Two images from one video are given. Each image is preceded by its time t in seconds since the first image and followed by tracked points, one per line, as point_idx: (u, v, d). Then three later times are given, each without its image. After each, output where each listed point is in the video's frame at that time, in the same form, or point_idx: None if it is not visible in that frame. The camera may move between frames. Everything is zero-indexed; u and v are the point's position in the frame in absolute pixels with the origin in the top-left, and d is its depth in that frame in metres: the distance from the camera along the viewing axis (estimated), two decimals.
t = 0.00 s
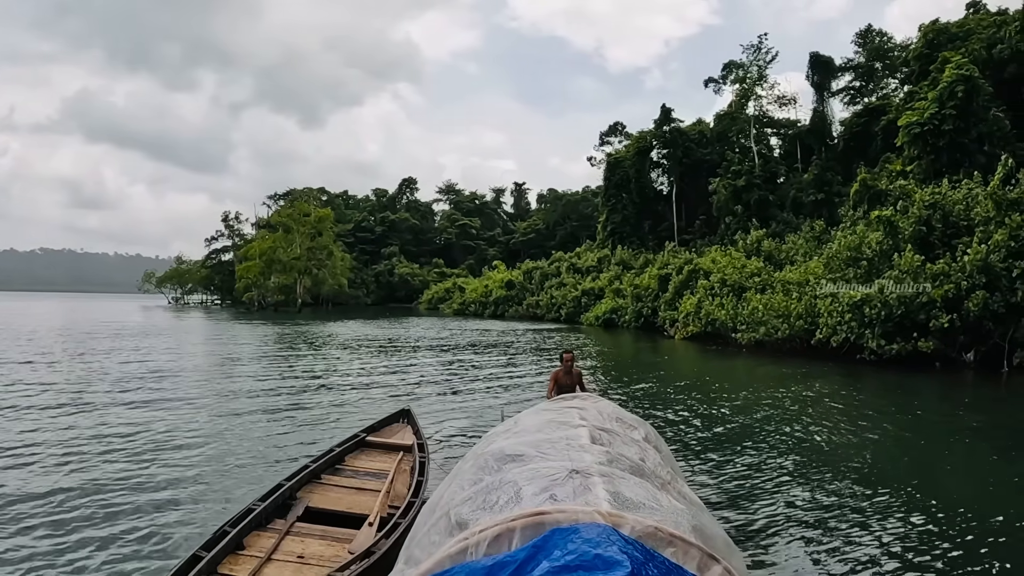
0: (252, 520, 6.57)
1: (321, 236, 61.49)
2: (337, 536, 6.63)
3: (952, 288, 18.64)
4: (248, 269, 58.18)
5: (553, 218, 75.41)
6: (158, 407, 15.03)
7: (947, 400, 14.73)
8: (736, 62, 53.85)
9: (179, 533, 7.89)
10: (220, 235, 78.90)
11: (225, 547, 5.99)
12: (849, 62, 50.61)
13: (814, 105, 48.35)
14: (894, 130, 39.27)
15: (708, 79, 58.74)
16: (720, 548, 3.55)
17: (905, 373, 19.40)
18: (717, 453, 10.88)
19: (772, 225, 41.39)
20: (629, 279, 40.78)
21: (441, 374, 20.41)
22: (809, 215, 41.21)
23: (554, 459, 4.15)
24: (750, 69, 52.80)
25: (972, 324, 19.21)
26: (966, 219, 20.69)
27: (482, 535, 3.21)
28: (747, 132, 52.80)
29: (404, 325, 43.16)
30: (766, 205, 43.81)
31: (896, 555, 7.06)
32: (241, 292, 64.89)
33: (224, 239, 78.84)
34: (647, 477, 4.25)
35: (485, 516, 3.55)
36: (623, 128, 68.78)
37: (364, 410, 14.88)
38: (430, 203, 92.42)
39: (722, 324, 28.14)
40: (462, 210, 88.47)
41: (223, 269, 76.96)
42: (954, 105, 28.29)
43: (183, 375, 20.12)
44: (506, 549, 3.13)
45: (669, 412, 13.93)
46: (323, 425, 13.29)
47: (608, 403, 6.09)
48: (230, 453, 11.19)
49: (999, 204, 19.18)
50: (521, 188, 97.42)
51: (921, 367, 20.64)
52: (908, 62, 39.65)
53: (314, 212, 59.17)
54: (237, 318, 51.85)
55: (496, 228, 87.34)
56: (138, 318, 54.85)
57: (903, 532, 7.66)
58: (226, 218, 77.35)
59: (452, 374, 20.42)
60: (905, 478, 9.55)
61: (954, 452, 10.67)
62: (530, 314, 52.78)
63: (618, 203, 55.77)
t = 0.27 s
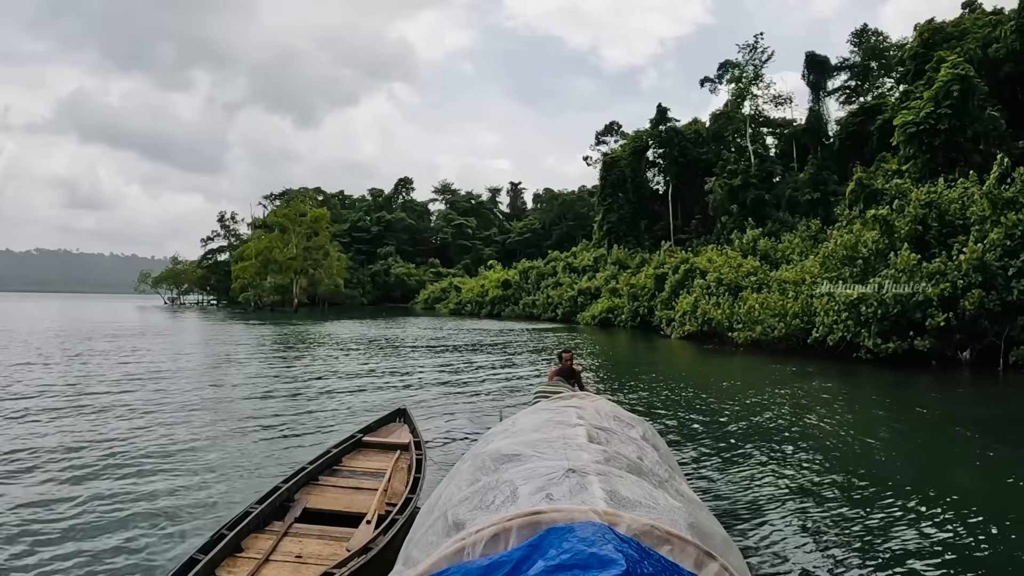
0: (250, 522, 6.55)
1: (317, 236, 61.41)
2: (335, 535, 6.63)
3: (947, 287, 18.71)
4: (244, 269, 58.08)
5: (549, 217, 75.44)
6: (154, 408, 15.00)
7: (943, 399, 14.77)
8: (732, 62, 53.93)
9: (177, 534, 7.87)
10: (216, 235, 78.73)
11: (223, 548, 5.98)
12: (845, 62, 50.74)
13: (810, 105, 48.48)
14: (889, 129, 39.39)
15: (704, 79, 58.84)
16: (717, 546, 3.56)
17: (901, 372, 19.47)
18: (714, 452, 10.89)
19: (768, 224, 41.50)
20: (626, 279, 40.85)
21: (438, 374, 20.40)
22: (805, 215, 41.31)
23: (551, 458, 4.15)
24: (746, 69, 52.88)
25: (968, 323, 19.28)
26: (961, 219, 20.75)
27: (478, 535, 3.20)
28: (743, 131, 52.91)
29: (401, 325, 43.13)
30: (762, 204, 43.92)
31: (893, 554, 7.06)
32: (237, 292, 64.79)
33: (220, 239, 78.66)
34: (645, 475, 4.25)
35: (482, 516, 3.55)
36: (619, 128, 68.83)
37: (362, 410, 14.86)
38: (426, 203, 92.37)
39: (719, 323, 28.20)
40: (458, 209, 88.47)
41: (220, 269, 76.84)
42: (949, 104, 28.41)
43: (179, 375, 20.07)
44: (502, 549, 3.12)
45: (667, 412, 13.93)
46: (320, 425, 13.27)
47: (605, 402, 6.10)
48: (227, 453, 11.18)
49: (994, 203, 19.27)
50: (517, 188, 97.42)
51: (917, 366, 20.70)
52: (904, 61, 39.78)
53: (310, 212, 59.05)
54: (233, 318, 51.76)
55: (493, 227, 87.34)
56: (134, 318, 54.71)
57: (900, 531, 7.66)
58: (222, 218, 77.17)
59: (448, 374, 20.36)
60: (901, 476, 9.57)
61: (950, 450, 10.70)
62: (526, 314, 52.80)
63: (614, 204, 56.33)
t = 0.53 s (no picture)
0: (249, 523, 6.53)
1: (313, 235, 61.27)
2: (334, 534, 6.61)
3: (944, 286, 18.78)
4: (241, 269, 57.94)
5: (545, 217, 75.47)
6: (151, 408, 14.96)
7: (940, 397, 14.81)
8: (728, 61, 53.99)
9: (175, 534, 7.83)
10: (212, 235, 78.51)
11: (223, 549, 5.96)
12: (841, 61, 50.85)
13: (806, 104, 48.57)
14: (885, 129, 39.48)
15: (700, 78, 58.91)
16: (720, 544, 3.56)
17: (897, 370, 19.53)
18: (713, 451, 10.90)
19: (765, 223, 41.59)
20: (622, 278, 40.88)
21: (436, 374, 20.38)
22: (801, 214, 41.40)
23: (552, 457, 4.15)
24: (742, 68, 52.95)
25: (965, 322, 19.35)
26: (958, 217, 20.82)
27: (482, 534, 3.20)
28: (739, 131, 53.00)
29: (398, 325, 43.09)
30: (758, 203, 44.00)
31: (893, 553, 7.07)
32: (233, 292, 64.63)
33: (216, 239, 78.46)
34: (647, 473, 4.25)
35: (486, 515, 3.54)
36: (616, 127, 68.88)
37: (360, 410, 14.84)
38: (422, 203, 92.30)
39: (715, 322, 28.25)
40: (454, 209, 88.43)
41: (216, 269, 76.67)
42: (945, 103, 28.52)
43: (176, 375, 20.02)
44: (505, 548, 3.12)
45: (665, 411, 13.95)
46: (318, 425, 13.24)
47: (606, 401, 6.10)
48: (225, 453, 11.15)
49: (991, 202, 19.29)
50: (514, 187, 97.41)
51: (914, 364, 20.77)
52: (900, 61, 39.91)
53: (307, 212, 58.90)
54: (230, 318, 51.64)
55: (489, 226, 87.31)
56: (130, 318, 54.52)
57: (899, 529, 7.68)
58: (218, 218, 76.97)
59: (444, 374, 20.30)
60: (899, 475, 9.60)
61: (948, 449, 10.73)
62: (523, 313, 52.79)
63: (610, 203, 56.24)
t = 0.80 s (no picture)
0: (247, 521, 6.52)
1: (310, 235, 61.17)
2: (332, 534, 6.59)
3: (940, 285, 18.85)
4: (237, 268, 57.80)
5: (542, 216, 75.52)
6: (148, 408, 14.92)
7: (937, 396, 14.88)
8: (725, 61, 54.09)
9: (171, 534, 7.80)
10: (208, 234, 78.32)
11: (221, 547, 5.95)
12: (837, 60, 51.00)
13: (803, 103, 48.68)
14: (882, 128, 39.61)
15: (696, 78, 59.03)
16: (717, 543, 3.56)
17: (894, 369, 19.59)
18: (711, 451, 10.91)
19: (761, 222, 41.69)
20: (619, 277, 40.94)
21: (434, 373, 20.37)
22: (797, 213, 41.49)
23: (550, 457, 4.14)
24: (739, 67, 53.05)
25: (961, 321, 19.42)
26: (953, 217, 20.92)
27: (479, 534, 3.20)
28: (736, 130, 53.11)
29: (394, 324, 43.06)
30: (755, 203, 44.08)
31: (891, 552, 7.08)
32: (230, 291, 64.48)
33: (212, 238, 78.28)
34: (645, 473, 4.25)
35: (483, 515, 3.54)
36: (612, 127, 68.96)
37: (358, 410, 14.83)
38: (418, 202, 92.27)
39: (712, 322, 28.30)
40: (450, 208, 88.43)
41: (212, 268, 76.47)
42: (941, 103, 28.66)
43: (173, 375, 19.96)
44: (503, 548, 3.12)
45: (663, 410, 13.97)
46: (315, 425, 13.21)
47: (604, 401, 6.09)
48: (222, 453, 11.12)
49: (987, 202, 19.36)
50: (510, 187, 97.45)
51: (910, 363, 20.84)
52: (896, 60, 40.07)
53: (303, 211, 58.76)
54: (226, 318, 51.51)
55: (485, 226, 87.32)
56: (125, 318, 54.28)
57: (897, 529, 7.69)
58: (215, 218, 76.79)
59: (441, 374, 20.19)
60: (896, 474, 9.62)
61: (944, 448, 10.76)
62: (519, 313, 52.78)
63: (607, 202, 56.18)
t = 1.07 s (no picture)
0: (247, 518, 6.51)
1: (307, 234, 61.07)
2: (333, 534, 6.58)
3: (937, 284, 18.91)
4: (234, 268, 57.66)
5: (538, 215, 75.55)
6: (146, 407, 14.87)
7: (934, 394, 14.94)
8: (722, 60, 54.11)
9: (169, 534, 7.77)
10: (205, 234, 78.14)
11: (221, 544, 5.94)
12: (834, 60, 51.05)
13: (800, 103, 48.76)
14: (878, 127, 39.69)
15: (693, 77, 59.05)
16: (719, 543, 3.56)
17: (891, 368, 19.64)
18: (709, 450, 10.92)
19: (758, 222, 41.75)
20: (616, 276, 40.95)
21: (431, 372, 20.36)
22: (794, 213, 41.55)
23: (552, 457, 4.14)
24: (735, 66, 53.07)
25: (958, 320, 19.47)
26: (950, 216, 20.97)
27: (482, 532, 3.20)
28: (733, 129, 53.16)
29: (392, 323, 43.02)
30: (752, 202, 44.10)
31: (892, 552, 7.08)
32: (227, 291, 64.32)
33: (209, 237, 78.11)
34: (646, 473, 4.25)
35: (486, 514, 3.54)
36: (609, 126, 68.95)
37: (356, 409, 14.81)
38: (415, 201, 92.17)
39: (709, 321, 28.33)
40: (447, 207, 88.39)
41: (209, 268, 76.30)
42: (938, 102, 28.74)
43: (170, 374, 19.90)
44: (506, 547, 3.12)
45: (662, 409, 13.98)
46: (314, 425, 13.19)
47: (605, 401, 6.08)
48: (221, 452, 11.10)
49: (983, 201, 19.43)
50: (506, 186, 97.42)
51: (907, 363, 20.90)
52: (893, 60, 40.14)
53: (300, 210, 58.59)
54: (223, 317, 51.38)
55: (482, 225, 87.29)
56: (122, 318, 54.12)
57: (897, 528, 7.70)
58: (211, 217, 76.62)
59: (439, 373, 20.09)
60: (895, 473, 9.65)
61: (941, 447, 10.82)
62: (517, 312, 52.76)
63: (604, 201, 56.13)
